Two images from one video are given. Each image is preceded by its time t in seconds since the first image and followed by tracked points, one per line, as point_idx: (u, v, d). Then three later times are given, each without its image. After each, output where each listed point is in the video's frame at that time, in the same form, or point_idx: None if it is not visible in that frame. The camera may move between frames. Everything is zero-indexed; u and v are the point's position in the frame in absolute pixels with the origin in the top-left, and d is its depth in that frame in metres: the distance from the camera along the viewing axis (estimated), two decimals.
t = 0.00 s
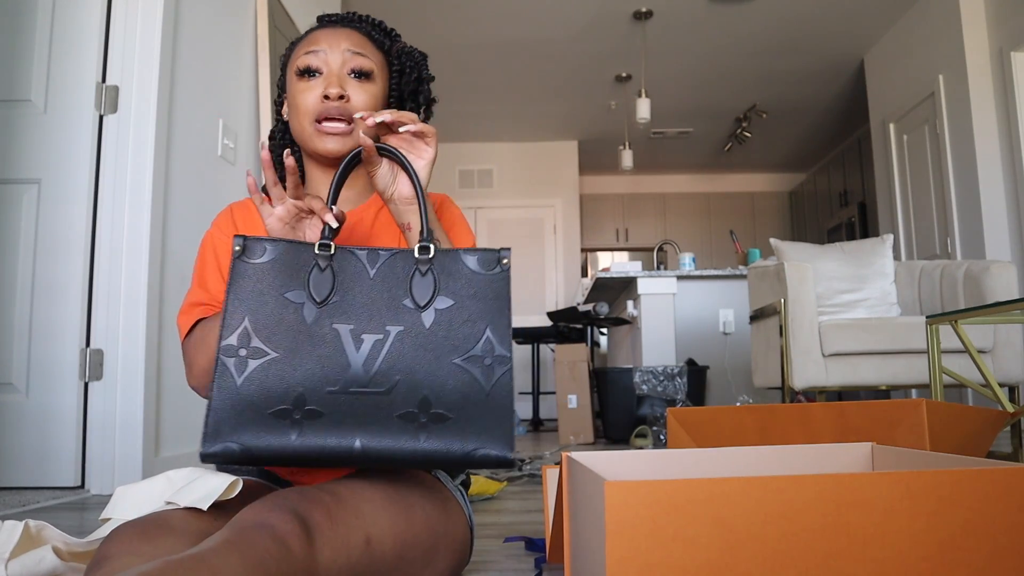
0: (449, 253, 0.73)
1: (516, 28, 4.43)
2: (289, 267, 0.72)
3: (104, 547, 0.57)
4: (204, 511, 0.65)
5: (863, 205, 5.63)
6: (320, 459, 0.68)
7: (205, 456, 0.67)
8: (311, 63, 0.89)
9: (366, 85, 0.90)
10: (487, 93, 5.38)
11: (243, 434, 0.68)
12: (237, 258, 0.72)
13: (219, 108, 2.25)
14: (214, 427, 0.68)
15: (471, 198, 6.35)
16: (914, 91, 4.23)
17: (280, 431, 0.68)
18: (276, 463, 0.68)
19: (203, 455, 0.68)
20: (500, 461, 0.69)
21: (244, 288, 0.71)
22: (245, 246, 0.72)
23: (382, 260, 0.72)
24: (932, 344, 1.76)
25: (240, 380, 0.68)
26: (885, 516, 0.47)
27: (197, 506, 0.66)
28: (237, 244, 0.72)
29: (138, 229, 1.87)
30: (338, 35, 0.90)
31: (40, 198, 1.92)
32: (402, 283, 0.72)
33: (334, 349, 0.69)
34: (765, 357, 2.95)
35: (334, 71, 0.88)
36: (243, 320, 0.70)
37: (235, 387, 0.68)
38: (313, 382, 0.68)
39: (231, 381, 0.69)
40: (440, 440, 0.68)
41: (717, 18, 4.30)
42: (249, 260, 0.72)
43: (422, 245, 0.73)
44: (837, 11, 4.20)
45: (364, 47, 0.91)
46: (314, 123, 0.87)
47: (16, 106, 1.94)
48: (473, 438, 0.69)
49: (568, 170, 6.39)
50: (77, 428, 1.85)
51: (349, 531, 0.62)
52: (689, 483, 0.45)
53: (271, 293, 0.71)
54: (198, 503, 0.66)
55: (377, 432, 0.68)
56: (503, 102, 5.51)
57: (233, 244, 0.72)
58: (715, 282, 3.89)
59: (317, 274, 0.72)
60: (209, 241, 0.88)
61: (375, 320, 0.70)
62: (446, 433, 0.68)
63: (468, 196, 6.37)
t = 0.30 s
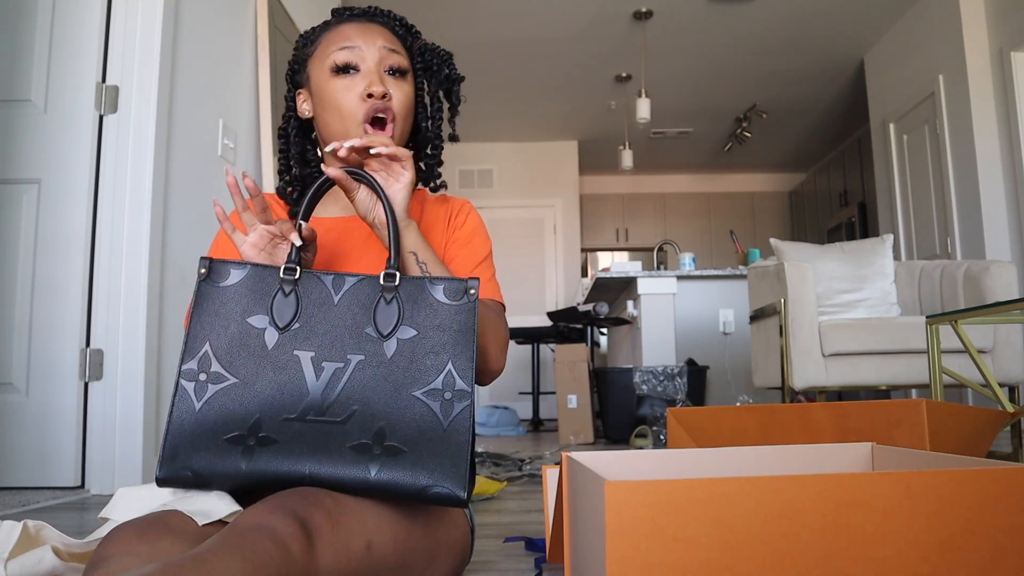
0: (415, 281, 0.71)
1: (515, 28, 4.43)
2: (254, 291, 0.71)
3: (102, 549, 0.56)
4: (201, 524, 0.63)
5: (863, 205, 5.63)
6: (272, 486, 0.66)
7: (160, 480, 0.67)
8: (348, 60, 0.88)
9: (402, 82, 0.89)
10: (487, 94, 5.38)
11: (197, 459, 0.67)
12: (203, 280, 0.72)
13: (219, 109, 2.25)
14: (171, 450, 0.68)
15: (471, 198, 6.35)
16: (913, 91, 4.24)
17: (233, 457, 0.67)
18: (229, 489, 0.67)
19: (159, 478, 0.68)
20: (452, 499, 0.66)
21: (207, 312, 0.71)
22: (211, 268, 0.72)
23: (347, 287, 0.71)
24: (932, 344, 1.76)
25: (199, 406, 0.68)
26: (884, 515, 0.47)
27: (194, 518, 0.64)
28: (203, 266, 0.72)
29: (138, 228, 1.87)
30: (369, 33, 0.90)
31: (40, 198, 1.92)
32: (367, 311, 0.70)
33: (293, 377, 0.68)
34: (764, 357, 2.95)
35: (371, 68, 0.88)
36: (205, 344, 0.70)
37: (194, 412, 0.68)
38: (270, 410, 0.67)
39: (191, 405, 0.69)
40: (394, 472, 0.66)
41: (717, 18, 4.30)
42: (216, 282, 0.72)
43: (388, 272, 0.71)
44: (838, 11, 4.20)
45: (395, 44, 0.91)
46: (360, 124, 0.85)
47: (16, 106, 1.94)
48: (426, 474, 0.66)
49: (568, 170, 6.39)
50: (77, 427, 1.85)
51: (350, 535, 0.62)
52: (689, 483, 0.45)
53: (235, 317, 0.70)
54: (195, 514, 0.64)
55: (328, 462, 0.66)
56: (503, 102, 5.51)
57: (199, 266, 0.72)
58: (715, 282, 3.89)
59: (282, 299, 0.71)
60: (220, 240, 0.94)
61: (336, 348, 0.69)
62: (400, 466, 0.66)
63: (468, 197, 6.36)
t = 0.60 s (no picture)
0: (408, 290, 0.71)
1: (515, 28, 4.43)
2: (247, 306, 0.71)
3: (102, 549, 0.56)
4: (205, 522, 0.63)
5: (863, 205, 5.63)
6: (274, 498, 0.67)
7: (160, 498, 0.67)
8: (348, 71, 0.87)
9: (409, 89, 0.88)
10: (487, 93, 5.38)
11: (196, 475, 0.67)
12: (194, 297, 0.71)
13: (219, 108, 2.25)
14: (170, 467, 0.67)
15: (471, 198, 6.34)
16: (914, 91, 4.23)
17: (232, 472, 0.67)
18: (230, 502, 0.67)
19: (158, 496, 0.67)
20: (453, 504, 0.67)
21: (200, 330, 0.70)
22: (202, 285, 0.71)
23: (340, 298, 0.70)
24: (932, 344, 1.76)
25: (196, 423, 0.68)
26: (885, 515, 0.47)
27: (199, 516, 0.63)
28: (194, 283, 0.71)
29: (138, 228, 1.87)
30: (373, 37, 0.89)
31: (40, 198, 1.92)
32: (361, 322, 0.70)
33: (290, 390, 0.68)
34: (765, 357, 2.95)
35: (375, 77, 0.87)
36: (200, 362, 0.69)
37: (191, 430, 0.68)
38: (268, 424, 0.67)
39: (188, 423, 0.68)
40: (395, 479, 0.66)
41: (717, 18, 4.30)
42: (207, 299, 0.70)
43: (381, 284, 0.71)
44: (838, 10, 4.20)
45: (401, 47, 0.90)
46: (359, 135, 0.86)
47: (16, 105, 1.94)
48: (427, 480, 0.67)
49: (568, 170, 6.39)
50: (78, 427, 1.85)
51: (351, 538, 0.62)
52: (690, 483, 0.45)
53: (228, 333, 0.70)
54: (199, 512, 0.64)
55: (330, 471, 0.66)
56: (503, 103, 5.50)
57: (190, 283, 0.71)
58: (715, 282, 3.89)
59: (275, 313, 0.70)
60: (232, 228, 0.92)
61: (331, 360, 0.69)
62: (401, 473, 0.67)
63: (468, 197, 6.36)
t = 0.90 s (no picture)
0: (417, 291, 0.71)
1: (516, 29, 4.43)
2: (254, 303, 0.70)
3: (103, 548, 0.56)
4: (208, 522, 0.64)
5: (863, 205, 5.63)
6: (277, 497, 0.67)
7: (164, 494, 0.67)
8: (361, 67, 0.87)
9: (420, 88, 0.88)
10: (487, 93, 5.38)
11: (199, 472, 0.67)
12: (202, 293, 0.70)
13: (219, 109, 2.25)
14: (174, 463, 0.67)
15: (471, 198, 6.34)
16: (914, 91, 4.23)
17: (235, 470, 0.67)
18: (233, 501, 0.67)
19: (161, 492, 0.67)
20: (455, 509, 0.67)
21: (207, 326, 0.70)
22: (210, 280, 0.71)
23: (348, 298, 0.70)
24: (932, 344, 1.76)
25: (201, 420, 0.68)
26: (886, 516, 0.47)
27: (201, 515, 0.64)
28: (202, 278, 0.70)
29: (138, 229, 1.87)
30: (387, 34, 0.89)
31: (40, 198, 1.92)
32: (369, 323, 0.70)
33: (296, 390, 0.68)
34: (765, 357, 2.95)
35: (386, 74, 0.87)
36: (206, 358, 0.69)
37: (196, 426, 0.68)
38: (273, 422, 0.67)
39: (192, 420, 0.68)
40: (399, 483, 0.66)
41: (717, 18, 4.30)
42: (215, 295, 0.70)
43: (389, 283, 0.70)
44: (838, 10, 4.21)
45: (414, 45, 0.90)
46: (366, 128, 0.87)
47: (16, 106, 1.94)
48: (430, 484, 0.66)
49: (568, 170, 6.39)
50: (77, 427, 1.85)
51: (354, 541, 0.62)
52: (691, 484, 0.45)
53: (235, 330, 0.70)
54: (202, 512, 0.64)
55: (334, 472, 0.66)
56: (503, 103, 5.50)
57: (197, 278, 0.70)
58: (716, 282, 3.89)
59: (282, 311, 0.70)
60: (245, 225, 0.90)
61: (338, 360, 0.69)
62: (405, 476, 0.67)
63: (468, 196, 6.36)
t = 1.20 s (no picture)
0: (418, 292, 0.71)
1: (516, 29, 4.43)
2: (254, 303, 0.70)
3: (102, 548, 0.56)
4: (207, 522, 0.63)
5: (863, 205, 5.64)
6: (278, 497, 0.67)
7: (164, 494, 0.67)
8: (369, 56, 0.88)
9: (427, 80, 0.89)
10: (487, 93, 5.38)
11: (199, 472, 0.67)
12: (202, 293, 0.70)
13: (219, 109, 2.25)
14: (174, 463, 0.67)
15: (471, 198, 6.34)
16: (913, 91, 4.23)
17: (235, 470, 0.67)
18: (233, 501, 0.67)
19: (161, 492, 0.67)
20: (456, 510, 0.67)
21: (208, 326, 0.70)
22: (210, 280, 0.71)
23: (349, 298, 0.70)
24: (932, 344, 1.76)
25: (202, 420, 0.68)
26: (885, 517, 0.47)
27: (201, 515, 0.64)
28: (202, 279, 0.70)
29: (138, 228, 1.87)
30: (395, 27, 0.90)
31: (40, 198, 1.92)
32: (369, 324, 0.70)
33: (296, 390, 0.68)
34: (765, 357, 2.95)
35: (394, 65, 0.87)
36: (206, 358, 0.69)
37: (196, 426, 0.68)
38: (273, 423, 0.67)
39: (192, 419, 0.68)
40: (400, 482, 0.66)
41: (717, 18, 4.30)
42: (216, 295, 0.70)
43: (389, 284, 0.70)
44: (838, 11, 4.21)
45: (422, 40, 0.90)
46: (375, 119, 0.86)
47: (16, 105, 1.94)
48: (431, 484, 0.67)
49: (568, 170, 6.39)
50: (77, 427, 1.85)
51: (354, 542, 0.62)
52: (689, 485, 0.45)
53: (236, 330, 0.70)
54: (201, 513, 0.64)
55: (335, 472, 0.66)
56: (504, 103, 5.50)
57: (198, 278, 0.70)
58: (716, 282, 3.89)
59: (283, 311, 0.70)
60: (246, 225, 0.89)
61: (339, 360, 0.69)
62: (406, 476, 0.66)
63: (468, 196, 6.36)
